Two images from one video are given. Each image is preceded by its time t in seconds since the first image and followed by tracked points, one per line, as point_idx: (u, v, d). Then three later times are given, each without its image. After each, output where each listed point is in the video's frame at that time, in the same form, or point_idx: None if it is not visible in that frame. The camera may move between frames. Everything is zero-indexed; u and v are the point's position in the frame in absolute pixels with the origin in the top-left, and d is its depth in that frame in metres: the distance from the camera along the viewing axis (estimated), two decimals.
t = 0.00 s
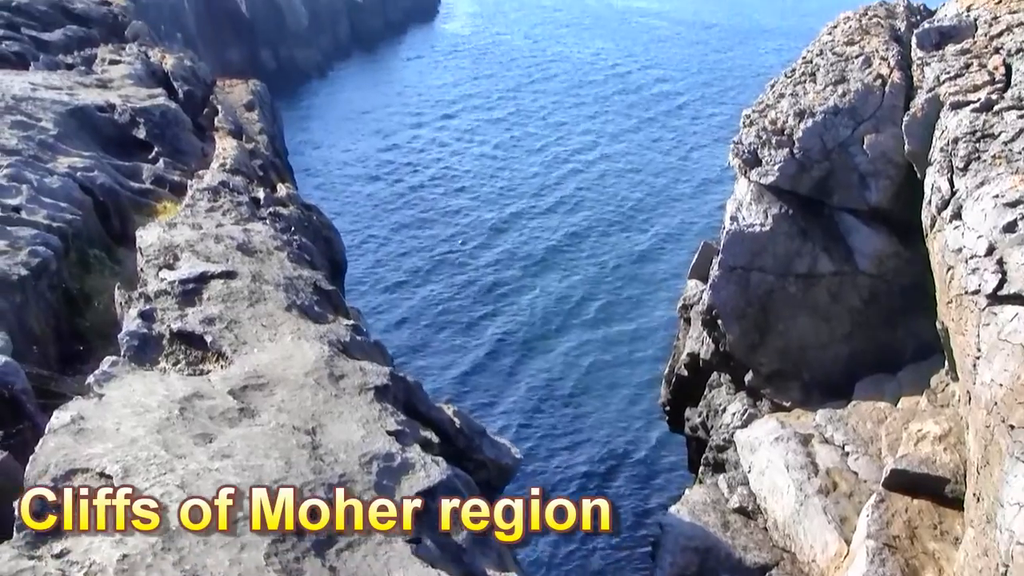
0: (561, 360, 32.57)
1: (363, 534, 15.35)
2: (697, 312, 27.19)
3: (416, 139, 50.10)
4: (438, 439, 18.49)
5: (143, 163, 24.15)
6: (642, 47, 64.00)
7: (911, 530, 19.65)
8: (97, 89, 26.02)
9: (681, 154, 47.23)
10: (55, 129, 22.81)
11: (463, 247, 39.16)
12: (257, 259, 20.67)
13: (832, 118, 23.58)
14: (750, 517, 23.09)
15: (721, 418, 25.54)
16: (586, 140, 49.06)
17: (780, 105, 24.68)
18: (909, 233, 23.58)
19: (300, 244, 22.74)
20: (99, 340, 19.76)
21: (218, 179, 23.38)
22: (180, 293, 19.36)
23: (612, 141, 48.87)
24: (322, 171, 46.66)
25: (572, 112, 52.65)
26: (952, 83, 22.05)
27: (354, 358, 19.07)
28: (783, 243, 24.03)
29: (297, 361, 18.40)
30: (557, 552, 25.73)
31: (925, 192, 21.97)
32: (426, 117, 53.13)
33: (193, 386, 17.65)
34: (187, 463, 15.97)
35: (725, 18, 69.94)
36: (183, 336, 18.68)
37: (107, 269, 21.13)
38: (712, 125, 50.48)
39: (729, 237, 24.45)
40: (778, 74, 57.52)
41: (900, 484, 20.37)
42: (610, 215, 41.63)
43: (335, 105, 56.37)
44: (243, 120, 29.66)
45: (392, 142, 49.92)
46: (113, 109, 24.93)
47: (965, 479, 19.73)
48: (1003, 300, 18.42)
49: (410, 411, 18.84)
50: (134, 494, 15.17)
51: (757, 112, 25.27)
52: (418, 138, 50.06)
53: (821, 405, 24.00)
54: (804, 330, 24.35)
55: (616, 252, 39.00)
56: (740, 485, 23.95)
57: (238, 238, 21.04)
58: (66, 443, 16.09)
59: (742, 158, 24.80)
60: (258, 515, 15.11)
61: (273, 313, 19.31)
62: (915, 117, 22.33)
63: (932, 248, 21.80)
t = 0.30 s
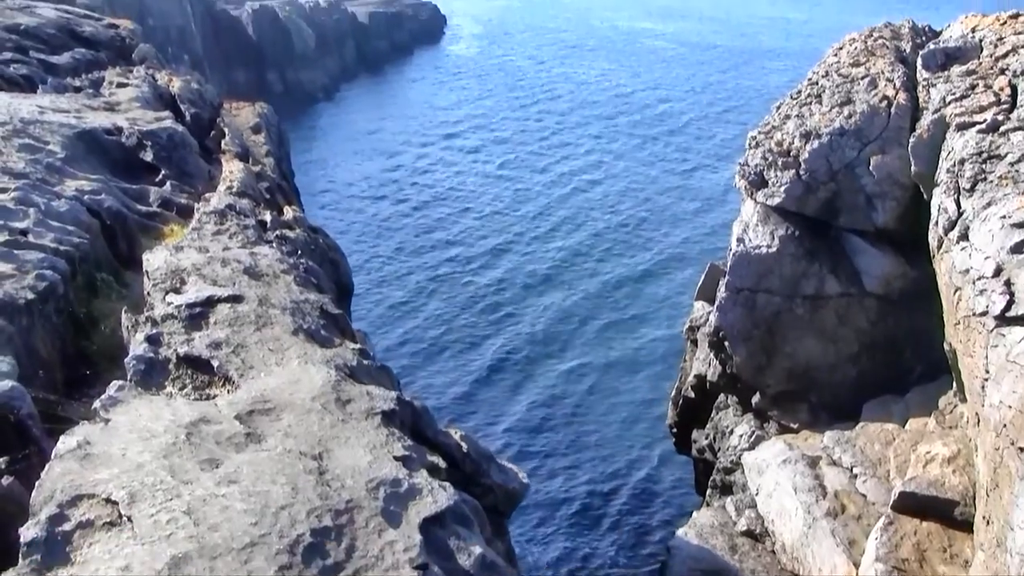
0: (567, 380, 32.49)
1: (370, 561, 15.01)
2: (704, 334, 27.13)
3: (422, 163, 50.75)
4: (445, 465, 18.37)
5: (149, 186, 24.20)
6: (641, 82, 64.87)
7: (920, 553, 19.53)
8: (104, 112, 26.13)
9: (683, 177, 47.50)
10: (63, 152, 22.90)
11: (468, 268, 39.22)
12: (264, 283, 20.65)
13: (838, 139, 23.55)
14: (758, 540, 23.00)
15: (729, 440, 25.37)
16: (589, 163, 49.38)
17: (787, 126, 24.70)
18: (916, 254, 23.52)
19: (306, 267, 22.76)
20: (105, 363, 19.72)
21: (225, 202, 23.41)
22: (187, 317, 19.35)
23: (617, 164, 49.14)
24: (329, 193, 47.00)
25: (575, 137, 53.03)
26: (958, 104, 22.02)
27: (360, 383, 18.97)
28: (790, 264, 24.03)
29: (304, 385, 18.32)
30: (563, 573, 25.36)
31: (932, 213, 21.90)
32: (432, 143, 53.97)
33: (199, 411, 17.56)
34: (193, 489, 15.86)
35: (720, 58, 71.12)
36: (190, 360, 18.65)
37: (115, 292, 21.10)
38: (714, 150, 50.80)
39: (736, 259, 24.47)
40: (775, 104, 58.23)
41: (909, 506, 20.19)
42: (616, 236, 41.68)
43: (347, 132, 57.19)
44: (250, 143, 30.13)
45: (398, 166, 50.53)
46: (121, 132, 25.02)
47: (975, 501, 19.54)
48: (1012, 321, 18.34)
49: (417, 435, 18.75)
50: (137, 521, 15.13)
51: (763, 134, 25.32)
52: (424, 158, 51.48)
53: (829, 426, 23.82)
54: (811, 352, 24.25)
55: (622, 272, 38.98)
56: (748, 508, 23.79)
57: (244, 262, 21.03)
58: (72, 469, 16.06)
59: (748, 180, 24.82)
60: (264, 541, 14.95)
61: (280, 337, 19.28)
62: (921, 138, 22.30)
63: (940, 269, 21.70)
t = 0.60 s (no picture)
0: (570, 401, 32.40)
1: None
2: (710, 356, 27.07)
3: (426, 183, 51.02)
4: (450, 489, 18.25)
5: (155, 208, 24.24)
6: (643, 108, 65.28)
7: None
8: (110, 133, 26.21)
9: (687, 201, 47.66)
10: (69, 173, 22.98)
11: (472, 288, 39.25)
12: (269, 305, 20.63)
13: (843, 161, 23.52)
14: (763, 563, 22.84)
15: (735, 462, 25.28)
16: (593, 186, 49.64)
17: (792, 149, 24.69)
18: (922, 276, 23.44)
19: (312, 290, 22.78)
20: (110, 386, 19.68)
21: (230, 224, 23.43)
22: (192, 339, 19.32)
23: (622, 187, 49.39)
24: (334, 212, 47.18)
25: (581, 162, 53.48)
26: (963, 126, 21.97)
27: (365, 406, 18.90)
28: (796, 287, 23.94)
29: (308, 410, 18.24)
30: None
31: (938, 236, 21.83)
32: (436, 163, 54.31)
33: (204, 435, 17.47)
34: (197, 514, 15.74)
35: (721, 86, 71.71)
36: (195, 384, 18.61)
37: (119, 313, 21.11)
38: (717, 176, 51.13)
39: (741, 281, 24.45)
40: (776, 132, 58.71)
41: (916, 531, 20.04)
42: (620, 257, 41.71)
43: (355, 154, 57.60)
44: (256, 165, 30.21)
45: (403, 186, 50.77)
46: (127, 153, 25.11)
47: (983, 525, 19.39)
48: (1018, 345, 18.28)
49: (421, 459, 18.69)
50: (140, 547, 14.98)
51: (769, 156, 25.33)
52: (429, 178, 51.85)
53: (834, 449, 23.71)
54: (817, 375, 24.17)
55: (626, 292, 38.96)
56: (754, 531, 23.63)
57: (250, 284, 21.03)
58: (75, 493, 15.99)
59: (754, 203, 24.79)
60: (268, 567, 14.82)
61: (285, 360, 19.23)
62: (926, 161, 22.25)
63: (946, 291, 21.61)
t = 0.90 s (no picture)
0: (574, 417, 32.34)
1: None
2: (715, 374, 27.00)
3: (430, 202, 51.21)
4: (455, 508, 18.14)
5: (161, 225, 24.28)
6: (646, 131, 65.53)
7: None
8: (117, 150, 26.27)
9: (691, 226, 47.89)
10: (75, 190, 23.05)
11: (476, 307, 39.29)
12: (274, 323, 20.62)
13: (849, 180, 23.50)
14: None
15: (740, 480, 25.15)
16: (597, 209, 49.86)
17: (798, 167, 24.69)
18: (928, 295, 23.37)
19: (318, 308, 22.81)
20: (115, 404, 19.64)
21: (236, 241, 23.48)
22: (197, 357, 19.29)
23: (626, 211, 49.62)
24: (339, 230, 47.34)
25: (585, 185, 53.76)
26: (969, 145, 21.93)
27: (371, 425, 18.85)
28: (802, 305, 23.87)
29: (313, 428, 18.16)
30: None
31: (944, 254, 21.77)
32: (441, 180, 54.91)
33: (208, 453, 17.38)
34: (201, 533, 15.55)
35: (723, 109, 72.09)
36: (200, 402, 18.55)
37: (124, 330, 21.12)
38: (722, 200, 51.36)
39: (747, 299, 24.37)
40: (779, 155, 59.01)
41: (922, 551, 19.89)
42: (625, 279, 41.80)
43: (360, 172, 57.79)
44: (262, 182, 30.34)
45: (407, 205, 50.94)
46: (133, 170, 25.18)
47: (990, 545, 19.24)
48: None
49: (426, 478, 18.64)
50: (144, 566, 14.79)
51: (774, 174, 25.33)
52: (433, 197, 52.10)
53: (840, 467, 23.58)
54: (823, 393, 24.09)
55: (630, 312, 39.05)
56: (760, 550, 23.43)
57: (255, 302, 21.03)
58: (79, 511, 15.86)
59: (759, 221, 24.77)
60: None
61: (290, 378, 19.18)
62: (932, 179, 22.21)
63: (951, 310, 21.53)
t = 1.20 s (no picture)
0: (579, 431, 32.23)
1: None
2: (722, 389, 26.96)
3: (434, 218, 51.35)
4: (463, 526, 18.01)
5: (168, 242, 24.31)
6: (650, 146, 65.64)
7: None
8: (124, 167, 26.33)
9: (696, 242, 47.84)
10: (82, 208, 23.08)
11: (481, 322, 39.24)
12: (281, 340, 20.62)
13: (855, 194, 23.48)
14: None
15: (748, 496, 25.01)
16: (602, 226, 49.84)
17: (804, 181, 24.70)
18: (935, 309, 23.30)
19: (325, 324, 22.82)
20: (122, 422, 19.60)
21: (243, 258, 23.52)
22: (204, 375, 19.23)
23: (631, 228, 49.61)
24: (343, 245, 47.49)
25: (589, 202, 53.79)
26: (975, 159, 21.92)
27: (378, 442, 18.79)
28: (808, 320, 23.81)
29: (320, 446, 18.08)
30: None
31: (951, 268, 21.72)
32: (446, 195, 55.49)
33: (216, 471, 17.23)
34: (209, 552, 15.26)
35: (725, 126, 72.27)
36: (207, 420, 18.48)
37: (131, 348, 21.12)
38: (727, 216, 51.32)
39: (754, 314, 24.33)
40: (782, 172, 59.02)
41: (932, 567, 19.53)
42: (630, 294, 41.74)
43: (364, 188, 57.94)
44: (268, 198, 30.44)
45: (412, 221, 51.02)
46: (140, 187, 25.24)
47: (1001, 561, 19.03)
48: None
49: (433, 495, 18.59)
50: None
51: (781, 189, 25.34)
52: (437, 213, 52.24)
53: (848, 482, 23.47)
54: (830, 408, 24.04)
55: (636, 328, 38.96)
56: (768, 566, 23.05)
57: (262, 319, 21.02)
58: (86, 529, 15.62)
59: (766, 236, 24.76)
60: None
61: (297, 396, 19.11)
62: (939, 194, 22.17)
63: (959, 324, 21.44)
